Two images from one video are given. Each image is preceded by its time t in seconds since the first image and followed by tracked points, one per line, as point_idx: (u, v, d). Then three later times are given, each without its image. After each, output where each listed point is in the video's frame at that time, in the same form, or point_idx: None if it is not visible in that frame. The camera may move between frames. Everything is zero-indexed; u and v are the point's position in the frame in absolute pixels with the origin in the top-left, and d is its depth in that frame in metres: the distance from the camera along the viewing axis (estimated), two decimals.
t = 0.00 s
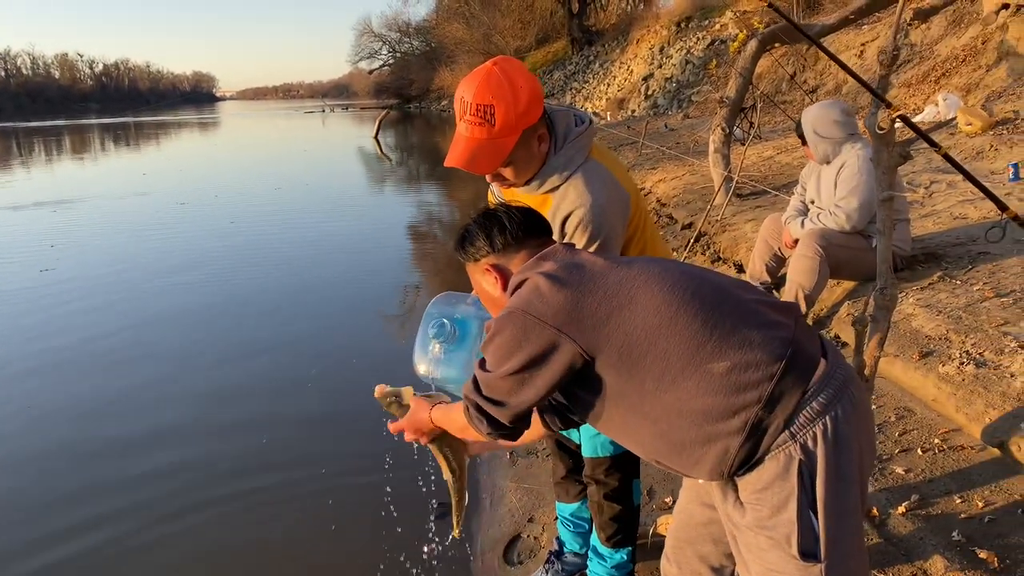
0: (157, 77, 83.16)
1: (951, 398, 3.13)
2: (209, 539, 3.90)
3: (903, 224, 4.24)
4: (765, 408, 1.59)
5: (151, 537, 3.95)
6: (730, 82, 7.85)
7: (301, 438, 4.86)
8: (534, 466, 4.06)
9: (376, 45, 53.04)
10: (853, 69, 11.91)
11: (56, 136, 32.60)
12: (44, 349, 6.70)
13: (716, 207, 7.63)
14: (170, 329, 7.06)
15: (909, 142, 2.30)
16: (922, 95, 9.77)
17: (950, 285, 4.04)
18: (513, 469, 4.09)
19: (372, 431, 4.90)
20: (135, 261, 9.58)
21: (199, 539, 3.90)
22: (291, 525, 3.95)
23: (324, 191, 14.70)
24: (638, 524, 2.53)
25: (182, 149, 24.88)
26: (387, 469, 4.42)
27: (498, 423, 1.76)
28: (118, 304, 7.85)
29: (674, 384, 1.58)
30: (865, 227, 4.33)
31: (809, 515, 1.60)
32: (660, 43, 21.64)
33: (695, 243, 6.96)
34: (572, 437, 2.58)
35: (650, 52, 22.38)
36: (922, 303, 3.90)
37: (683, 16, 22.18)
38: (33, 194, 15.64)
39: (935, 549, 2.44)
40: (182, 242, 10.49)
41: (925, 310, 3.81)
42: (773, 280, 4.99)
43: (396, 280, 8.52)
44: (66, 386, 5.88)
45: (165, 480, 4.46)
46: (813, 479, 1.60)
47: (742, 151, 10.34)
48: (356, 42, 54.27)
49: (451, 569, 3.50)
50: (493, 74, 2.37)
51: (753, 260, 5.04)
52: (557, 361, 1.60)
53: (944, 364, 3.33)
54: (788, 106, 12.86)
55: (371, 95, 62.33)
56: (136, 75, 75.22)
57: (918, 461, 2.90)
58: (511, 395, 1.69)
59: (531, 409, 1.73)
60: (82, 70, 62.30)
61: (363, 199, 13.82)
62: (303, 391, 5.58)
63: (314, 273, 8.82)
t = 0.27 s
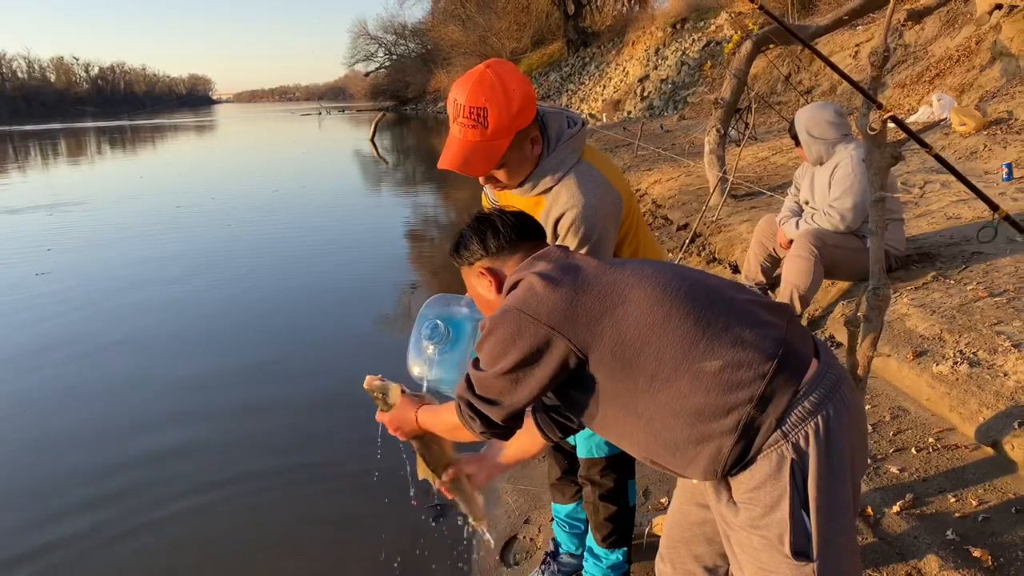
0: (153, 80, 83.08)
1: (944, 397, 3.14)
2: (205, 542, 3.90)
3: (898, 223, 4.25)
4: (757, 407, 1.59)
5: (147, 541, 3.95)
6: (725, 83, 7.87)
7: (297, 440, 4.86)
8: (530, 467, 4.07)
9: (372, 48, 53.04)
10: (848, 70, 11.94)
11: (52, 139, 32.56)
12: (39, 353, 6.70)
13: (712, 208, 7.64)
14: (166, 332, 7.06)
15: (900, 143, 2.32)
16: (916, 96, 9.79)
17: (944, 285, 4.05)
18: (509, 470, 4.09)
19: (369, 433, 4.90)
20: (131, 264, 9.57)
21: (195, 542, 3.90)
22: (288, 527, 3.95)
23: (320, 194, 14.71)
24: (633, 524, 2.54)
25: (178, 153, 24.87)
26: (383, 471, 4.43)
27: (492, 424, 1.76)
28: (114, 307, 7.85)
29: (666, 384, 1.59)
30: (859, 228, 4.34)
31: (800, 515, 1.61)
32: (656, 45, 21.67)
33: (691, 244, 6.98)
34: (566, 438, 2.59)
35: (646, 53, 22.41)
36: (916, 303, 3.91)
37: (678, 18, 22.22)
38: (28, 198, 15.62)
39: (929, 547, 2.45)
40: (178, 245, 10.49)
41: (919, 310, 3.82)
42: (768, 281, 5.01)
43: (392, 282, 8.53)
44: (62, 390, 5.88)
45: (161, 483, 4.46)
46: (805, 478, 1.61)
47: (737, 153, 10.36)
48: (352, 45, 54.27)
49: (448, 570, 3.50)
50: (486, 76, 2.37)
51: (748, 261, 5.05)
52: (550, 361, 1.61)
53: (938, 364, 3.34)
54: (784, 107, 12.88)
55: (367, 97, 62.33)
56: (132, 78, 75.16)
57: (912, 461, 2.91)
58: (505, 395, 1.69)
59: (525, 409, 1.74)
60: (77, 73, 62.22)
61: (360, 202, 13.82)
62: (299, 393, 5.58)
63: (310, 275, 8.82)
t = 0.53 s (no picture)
0: (150, 83, 83.07)
1: (941, 396, 3.14)
2: (204, 545, 3.90)
3: (895, 221, 4.25)
4: (753, 407, 1.60)
5: (147, 544, 3.95)
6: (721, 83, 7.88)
7: (296, 443, 4.86)
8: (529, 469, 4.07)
9: (369, 50, 53.03)
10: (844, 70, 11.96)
11: (49, 143, 32.53)
12: (37, 356, 6.70)
13: (709, 209, 7.65)
14: (164, 335, 7.06)
15: (893, 142, 2.33)
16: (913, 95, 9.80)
17: (941, 284, 4.06)
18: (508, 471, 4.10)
19: (367, 435, 4.90)
20: (129, 267, 9.57)
21: (194, 545, 3.90)
22: (287, 530, 3.95)
23: (318, 196, 14.70)
24: (630, 525, 2.55)
25: (176, 155, 24.84)
26: (382, 473, 4.43)
27: (489, 427, 1.76)
28: (112, 311, 7.85)
29: (663, 385, 1.59)
30: (855, 227, 4.35)
31: (796, 514, 1.62)
32: (653, 45, 21.68)
33: (688, 245, 6.99)
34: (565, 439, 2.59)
35: (643, 54, 22.42)
36: (913, 303, 3.91)
37: (675, 19, 22.25)
38: (26, 201, 15.61)
39: (926, 546, 2.45)
40: (176, 248, 10.49)
41: (916, 309, 3.83)
42: (766, 281, 5.01)
43: (390, 284, 8.53)
44: (60, 393, 5.88)
45: (160, 486, 4.46)
46: (801, 478, 1.62)
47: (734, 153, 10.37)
48: (349, 47, 54.27)
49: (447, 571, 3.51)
50: (481, 78, 2.37)
51: (745, 261, 5.06)
52: (547, 363, 1.61)
53: (935, 363, 3.34)
54: (780, 108, 12.89)
55: (365, 99, 62.32)
56: (129, 81, 75.14)
57: (909, 459, 2.91)
58: (501, 398, 1.70)
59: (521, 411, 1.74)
60: (75, 76, 62.17)
61: (357, 204, 13.82)
62: (298, 395, 5.59)
63: (309, 277, 8.82)
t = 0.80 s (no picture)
0: (149, 87, 83.10)
1: (939, 395, 3.15)
2: (206, 547, 3.90)
3: (893, 219, 4.25)
4: (745, 410, 1.60)
5: (147, 547, 3.95)
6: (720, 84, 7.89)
7: (297, 445, 4.87)
8: (529, 470, 4.08)
9: (368, 52, 53.04)
10: (843, 70, 11.97)
11: (49, 146, 32.52)
12: (37, 360, 6.70)
13: (708, 209, 7.66)
14: (164, 338, 7.06)
15: (889, 143, 2.34)
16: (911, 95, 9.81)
17: (939, 283, 4.07)
18: (507, 473, 4.10)
19: (366, 437, 4.91)
20: (129, 270, 9.57)
21: (195, 548, 3.90)
22: (288, 532, 3.95)
23: (317, 198, 14.71)
24: (630, 525, 2.55)
25: (176, 158, 24.86)
26: (382, 475, 4.43)
27: (486, 434, 1.77)
28: (112, 314, 7.86)
29: (655, 390, 1.60)
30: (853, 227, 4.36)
31: (790, 514, 1.63)
32: (651, 46, 21.70)
33: (687, 246, 7.00)
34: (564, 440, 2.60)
35: (642, 55, 22.44)
36: (911, 302, 3.92)
37: (674, 20, 22.28)
38: (26, 205, 15.62)
39: (925, 545, 2.46)
40: (176, 251, 10.49)
41: (914, 309, 3.83)
42: (764, 281, 5.02)
43: (390, 286, 8.54)
44: (60, 396, 5.88)
45: (161, 488, 4.46)
46: (794, 479, 1.62)
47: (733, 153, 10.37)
48: (348, 49, 54.28)
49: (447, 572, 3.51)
50: (477, 81, 2.38)
51: (743, 262, 5.06)
52: (541, 371, 1.63)
53: (933, 363, 3.35)
54: (779, 108, 12.90)
55: (364, 101, 62.33)
56: (128, 84, 75.17)
57: (908, 459, 2.91)
58: (498, 405, 1.71)
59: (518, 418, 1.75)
60: (74, 80, 62.19)
61: (357, 206, 13.84)
62: (298, 398, 5.59)
63: (308, 279, 8.82)
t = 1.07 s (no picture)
0: (150, 90, 83.21)
1: (938, 396, 3.15)
2: (206, 550, 3.90)
3: (893, 220, 4.25)
4: (735, 410, 1.61)
5: (149, 549, 3.95)
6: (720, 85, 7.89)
7: (298, 447, 4.87)
8: (529, 472, 4.08)
9: (369, 54, 53.09)
10: (843, 71, 11.98)
11: (50, 150, 32.57)
12: (38, 363, 6.72)
13: (708, 210, 7.66)
14: (165, 341, 7.07)
15: (887, 144, 2.34)
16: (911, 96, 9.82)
17: (939, 284, 4.07)
18: (507, 475, 4.10)
19: (367, 439, 4.92)
20: (130, 273, 9.58)
21: (195, 550, 3.90)
22: (289, 534, 3.96)
23: (319, 201, 14.73)
24: (630, 526, 2.56)
25: (177, 161, 24.88)
26: (383, 477, 4.44)
27: (482, 434, 1.78)
28: (114, 317, 7.87)
29: (646, 390, 1.61)
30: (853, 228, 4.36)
31: (781, 514, 1.63)
32: (652, 48, 21.72)
33: (687, 247, 7.00)
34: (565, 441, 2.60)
35: (642, 57, 22.47)
36: (910, 303, 3.92)
37: (674, 21, 22.31)
38: (27, 208, 15.64)
39: (925, 546, 2.46)
40: (177, 254, 10.51)
41: (914, 310, 3.83)
42: (764, 282, 5.02)
43: (390, 288, 8.55)
44: (62, 399, 5.89)
45: (162, 491, 4.47)
46: (784, 479, 1.63)
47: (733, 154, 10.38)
48: (348, 52, 54.32)
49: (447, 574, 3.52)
50: (475, 84, 2.39)
51: (743, 263, 5.06)
52: (535, 371, 1.64)
53: (932, 363, 3.35)
54: (779, 109, 12.91)
55: (365, 103, 62.38)
56: (129, 88, 75.27)
57: (908, 459, 2.92)
58: (493, 405, 1.72)
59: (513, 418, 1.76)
60: (75, 84, 62.26)
61: (358, 208, 13.85)
62: (298, 400, 5.60)
63: (309, 282, 8.84)
